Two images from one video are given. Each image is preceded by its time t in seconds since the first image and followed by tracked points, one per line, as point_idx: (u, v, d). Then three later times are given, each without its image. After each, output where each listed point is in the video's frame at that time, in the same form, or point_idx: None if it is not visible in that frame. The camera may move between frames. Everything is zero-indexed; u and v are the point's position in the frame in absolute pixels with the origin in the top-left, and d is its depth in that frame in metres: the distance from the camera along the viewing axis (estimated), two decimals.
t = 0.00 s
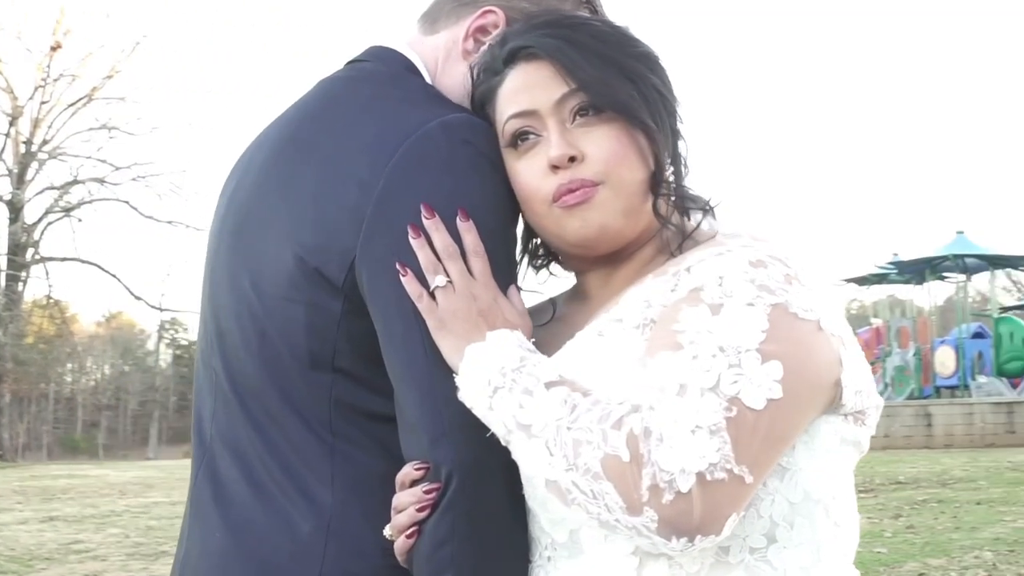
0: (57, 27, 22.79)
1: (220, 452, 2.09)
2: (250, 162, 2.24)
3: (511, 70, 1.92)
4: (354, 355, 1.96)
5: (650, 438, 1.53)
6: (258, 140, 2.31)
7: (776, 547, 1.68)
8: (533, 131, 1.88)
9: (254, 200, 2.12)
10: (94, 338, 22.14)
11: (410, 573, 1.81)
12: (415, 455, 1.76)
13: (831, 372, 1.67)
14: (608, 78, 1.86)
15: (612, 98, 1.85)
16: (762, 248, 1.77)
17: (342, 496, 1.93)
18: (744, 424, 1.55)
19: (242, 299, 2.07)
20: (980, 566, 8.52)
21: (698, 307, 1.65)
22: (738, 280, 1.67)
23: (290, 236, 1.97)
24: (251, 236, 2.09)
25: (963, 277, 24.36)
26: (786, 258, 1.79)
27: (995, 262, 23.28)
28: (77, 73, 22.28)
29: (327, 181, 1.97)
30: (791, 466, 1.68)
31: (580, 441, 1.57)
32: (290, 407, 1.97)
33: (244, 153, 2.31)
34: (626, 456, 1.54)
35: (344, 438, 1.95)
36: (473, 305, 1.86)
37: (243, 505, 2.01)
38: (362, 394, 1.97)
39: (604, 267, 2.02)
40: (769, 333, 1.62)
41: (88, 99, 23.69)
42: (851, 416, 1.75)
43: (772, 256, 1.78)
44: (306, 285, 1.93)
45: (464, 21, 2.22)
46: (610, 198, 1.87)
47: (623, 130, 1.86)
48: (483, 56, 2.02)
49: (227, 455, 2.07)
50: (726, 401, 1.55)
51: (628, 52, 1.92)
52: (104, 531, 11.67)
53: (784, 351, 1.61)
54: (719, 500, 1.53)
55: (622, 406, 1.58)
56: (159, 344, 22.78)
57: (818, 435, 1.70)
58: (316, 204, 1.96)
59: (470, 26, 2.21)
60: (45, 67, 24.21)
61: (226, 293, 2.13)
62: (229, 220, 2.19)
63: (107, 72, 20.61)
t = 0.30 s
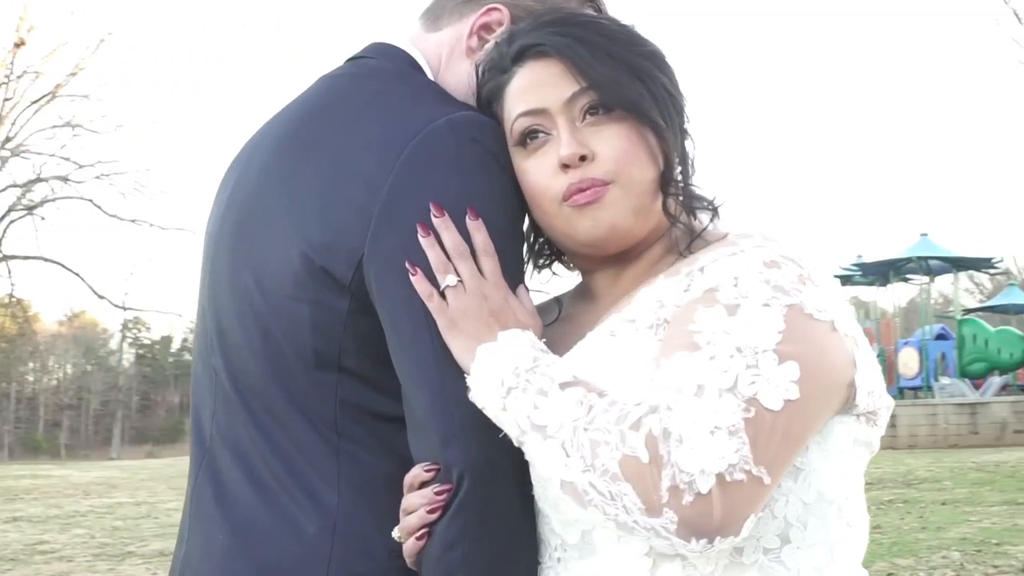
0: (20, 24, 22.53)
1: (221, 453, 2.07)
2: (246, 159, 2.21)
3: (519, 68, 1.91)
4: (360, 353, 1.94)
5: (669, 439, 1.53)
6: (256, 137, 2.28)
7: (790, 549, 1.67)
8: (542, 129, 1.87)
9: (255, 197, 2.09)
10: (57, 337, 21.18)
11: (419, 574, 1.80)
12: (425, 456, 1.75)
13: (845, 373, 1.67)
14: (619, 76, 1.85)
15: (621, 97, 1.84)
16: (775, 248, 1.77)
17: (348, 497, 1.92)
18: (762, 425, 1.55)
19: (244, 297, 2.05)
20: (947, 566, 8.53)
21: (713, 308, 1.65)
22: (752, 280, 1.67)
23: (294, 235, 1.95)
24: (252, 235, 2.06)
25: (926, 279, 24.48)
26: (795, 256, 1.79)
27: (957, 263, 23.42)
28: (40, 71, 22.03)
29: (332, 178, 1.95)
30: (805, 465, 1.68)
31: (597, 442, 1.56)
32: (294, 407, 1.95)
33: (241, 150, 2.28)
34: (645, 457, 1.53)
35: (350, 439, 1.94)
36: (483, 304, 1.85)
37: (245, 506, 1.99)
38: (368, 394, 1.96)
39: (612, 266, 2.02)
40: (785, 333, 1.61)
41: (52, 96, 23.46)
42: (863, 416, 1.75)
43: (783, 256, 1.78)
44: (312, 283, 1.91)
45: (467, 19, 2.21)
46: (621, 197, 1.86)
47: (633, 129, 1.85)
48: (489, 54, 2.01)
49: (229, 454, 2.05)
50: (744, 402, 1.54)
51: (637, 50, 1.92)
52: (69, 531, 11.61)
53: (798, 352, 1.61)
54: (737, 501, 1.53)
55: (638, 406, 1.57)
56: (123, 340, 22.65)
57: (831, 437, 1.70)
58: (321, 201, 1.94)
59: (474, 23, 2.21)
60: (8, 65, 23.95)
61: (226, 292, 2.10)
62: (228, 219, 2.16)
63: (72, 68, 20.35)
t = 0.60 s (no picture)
0: None
1: (221, 453, 2.05)
2: (245, 155, 2.18)
3: (527, 67, 1.91)
4: (365, 352, 1.93)
5: (687, 440, 1.53)
6: (253, 132, 2.25)
7: (801, 549, 1.68)
8: (550, 129, 1.87)
9: (255, 195, 2.06)
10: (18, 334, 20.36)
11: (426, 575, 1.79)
12: (434, 457, 1.74)
13: (857, 374, 1.67)
14: (627, 77, 1.85)
15: (631, 98, 1.84)
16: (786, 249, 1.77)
17: (353, 497, 1.90)
18: (778, 426, 1.56)
19: (244, 296, 2.02)
20: (916, 566, 8.53)
21: (727, 309, 1.65)
22: (765, 281, 1.67)
23: (298, 234, 1.93)
24: (251, 234, 2.03)
25: (891, 280, 24.57)
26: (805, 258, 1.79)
27: (921, 266, 23.58)
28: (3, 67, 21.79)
29: (335, 175, 1.93)
30: (817, 467, 1.69)
31: (612, 442, 1.56)
32: (298, 406, 1.93)
33: (238, 149, 2.25)
34: (662, 458, 1.53)
35: (354, 440, 1.93)
36: (493, 304, 1.85)
37: (247, 507, 1.97)
38: (372, 393, 1.95)
39: (620, 266, 2.03)
40: (799, 334, 1.61)
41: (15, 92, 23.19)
42: (873, 417, 1.76)
43: (793, 256, 1.79)
44: (317, 282, 1.90)
45: (470, 17, 2.20)
46: (630, 198, 1.86)
47: (643, 130, 1.85)
48: (494, 52, 2.00)
49: (231, 456, 2.03)
50: (760, 402, 1.55)
51: (643, 50, 1.92)
52: (34, 531, 11.50)
53: (812, 352, 1.61)
54: (755, 501, 1.54)
55: (654, 406, 1.57)
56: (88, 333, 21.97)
57: (843, 438, 1.70)
58: (324, 199, 1.92)
59: (477, 22, 2.20)
60: None
61: (225, 291, 2.07)
62: (226, 216, 2.12)
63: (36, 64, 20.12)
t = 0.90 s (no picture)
0: None
1: (220, 455, 2.04)
2: (243, 157, 2.18)
3: (530, 68, 1.92)
4: (367, 354, 1.93)
5: (696, 441, 1.54)
6: (252, 132, 2.25)
7: (805, 550, 1.71)
8: (554, 131, 1.88)
9: (255, 195, 2.05)
10: None
11: None
12: (438, 459, 1.73)
13: (861, 374, 1.69)
14: (632, 79, 1.86)
15: (634, 99, 1.85)
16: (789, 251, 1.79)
17: (354, 501, 1.90)
18: (786, 427, 1.56)
19: (244, 296, 2.02)
20: (889, 566, 8.55)
21: (735, 310, 1.66)
22: (771, 283, 1.68)
23: (300, 235, 1.93)
24: (251, 234, 2.03)
25: (861, 281, 24.64)
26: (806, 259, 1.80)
27: (890, 267, 23.72)
28: None
29: (338, 174, 1.93)
30: (822, 470, 1.72)
31: (622, 443, 1.57)
32: (299, 408, 1.93)
33: (236, 152, 2.25)
34: (672, 459, 1.54)
35: (356, 441, 1.92)
36: (500, 305, 1.86)
37: (248, 508, 1.96)
38: (373, 394, 1.95)
39: (622, 269, 2.04)
40: (806, 336, 1.62)
41: None
42: (875, 420, 1.80)
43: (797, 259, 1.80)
44: (319, 283, 1.89)
45: (471, 18, 2.21)
46: (633, 199, 1.87)
47: (645, 131, 1.86)
48: (495, 54, 2.01)
49: (230, 456, 2.02)
50: (769, 405, 1.56)
51: (646, 51, 1.93)
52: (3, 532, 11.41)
53: (819, 353, 1.62)
54: (764, 502, 1.55)
55: (662, 408, 1.58)
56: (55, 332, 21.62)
57: (846, 439, 1.74)
58: (325, 200, 1.92)
59: (477, 23, 2.22)
60: None
61: (225, 291, 2.06)
62: (225, 216, 2.12)
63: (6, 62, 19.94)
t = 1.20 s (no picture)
0: None
1: (216, 458, 2.04)
2: (238, 158, 2.17)
3: (529, 72, 1.94)
4: (366, 355, 1.93)
5: (701, 444, 1.55)
6: (246, 134, 2.25)
7: (805, 553, 1.73)
8: (554, 134, 1.90)
9: (252, 195, 2.05)
10: None
11: None
12: (438, 461, 1.74)
13: (860, 377, 1.70)
14: (631, 84, 1.88)
15: (635, 103, 1.87)
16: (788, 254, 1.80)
17: (354, 505, 1.90)
18: (789, 430, 1.58)
19: (241, 296, 2.01)
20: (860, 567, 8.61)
21: (736, 314, 1.66)
22: (772, 288, 1.69)
23: (299, 237, 1.93)
24: (249, 235, 2.03)
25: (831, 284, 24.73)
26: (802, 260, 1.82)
27: (859, 267, 23.93)
28: None
29: (336, 176, 1.93)
30: (822, 471, 1.74)
31: (625, 447, 1.57)
32: (297, 409, 1.93)
33: (229, 153, 2.24)
34: (678, 462, 1.55)
35: (354, 444, 1.93)
36: (499, 309, 1.87)
37: (246, 511, 1.96)
38: (373, 398, 1.95)
39: (618, 273, 2.06)
40: (807, 339, 1.64)
41: None
42: (873, 422, 1.81)
43: (794, 263, 1.81)
44: (319, 285, 1.89)
45: (466, 21, 2.21)
46: (633, 203, 1.89)
47: (645, 134, 1.88)
48: (492, 57, 2.01)
49: (226, 459, 2.02)
50: (772, 407, 1.57)
51: (645, 56, 1.95)
52: None
53: (822, 357, 1.64)
54: (767, 506, 1.57)
55: (665, 411, 1.59)
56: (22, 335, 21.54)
57: (845, 443, 1.77)
58: (325, 200, 1.92)
59: (474, 25, 2.22)
60: None
61: (222, 292, 2.06)
62: (220, 217, 2.12)
63: None
